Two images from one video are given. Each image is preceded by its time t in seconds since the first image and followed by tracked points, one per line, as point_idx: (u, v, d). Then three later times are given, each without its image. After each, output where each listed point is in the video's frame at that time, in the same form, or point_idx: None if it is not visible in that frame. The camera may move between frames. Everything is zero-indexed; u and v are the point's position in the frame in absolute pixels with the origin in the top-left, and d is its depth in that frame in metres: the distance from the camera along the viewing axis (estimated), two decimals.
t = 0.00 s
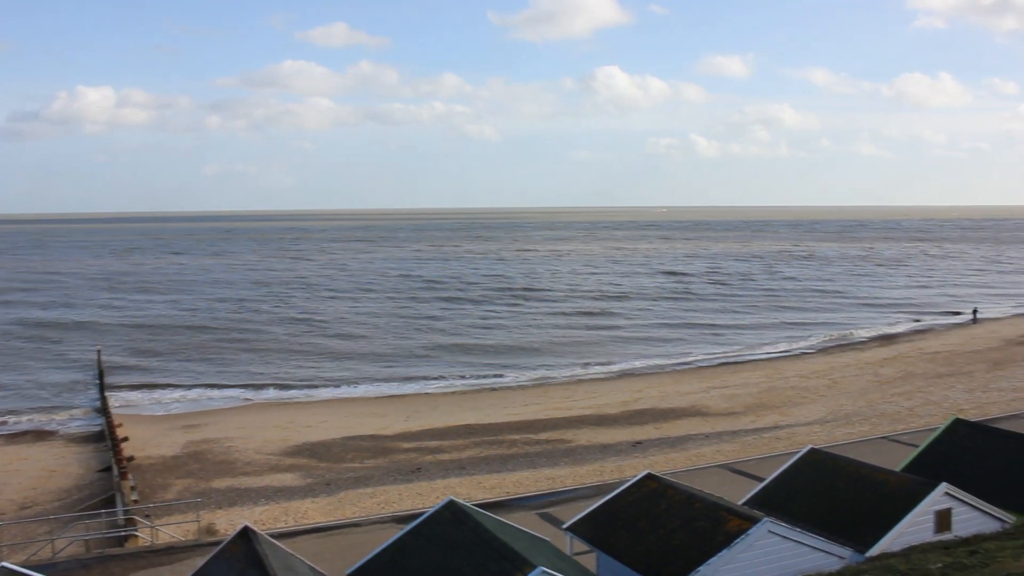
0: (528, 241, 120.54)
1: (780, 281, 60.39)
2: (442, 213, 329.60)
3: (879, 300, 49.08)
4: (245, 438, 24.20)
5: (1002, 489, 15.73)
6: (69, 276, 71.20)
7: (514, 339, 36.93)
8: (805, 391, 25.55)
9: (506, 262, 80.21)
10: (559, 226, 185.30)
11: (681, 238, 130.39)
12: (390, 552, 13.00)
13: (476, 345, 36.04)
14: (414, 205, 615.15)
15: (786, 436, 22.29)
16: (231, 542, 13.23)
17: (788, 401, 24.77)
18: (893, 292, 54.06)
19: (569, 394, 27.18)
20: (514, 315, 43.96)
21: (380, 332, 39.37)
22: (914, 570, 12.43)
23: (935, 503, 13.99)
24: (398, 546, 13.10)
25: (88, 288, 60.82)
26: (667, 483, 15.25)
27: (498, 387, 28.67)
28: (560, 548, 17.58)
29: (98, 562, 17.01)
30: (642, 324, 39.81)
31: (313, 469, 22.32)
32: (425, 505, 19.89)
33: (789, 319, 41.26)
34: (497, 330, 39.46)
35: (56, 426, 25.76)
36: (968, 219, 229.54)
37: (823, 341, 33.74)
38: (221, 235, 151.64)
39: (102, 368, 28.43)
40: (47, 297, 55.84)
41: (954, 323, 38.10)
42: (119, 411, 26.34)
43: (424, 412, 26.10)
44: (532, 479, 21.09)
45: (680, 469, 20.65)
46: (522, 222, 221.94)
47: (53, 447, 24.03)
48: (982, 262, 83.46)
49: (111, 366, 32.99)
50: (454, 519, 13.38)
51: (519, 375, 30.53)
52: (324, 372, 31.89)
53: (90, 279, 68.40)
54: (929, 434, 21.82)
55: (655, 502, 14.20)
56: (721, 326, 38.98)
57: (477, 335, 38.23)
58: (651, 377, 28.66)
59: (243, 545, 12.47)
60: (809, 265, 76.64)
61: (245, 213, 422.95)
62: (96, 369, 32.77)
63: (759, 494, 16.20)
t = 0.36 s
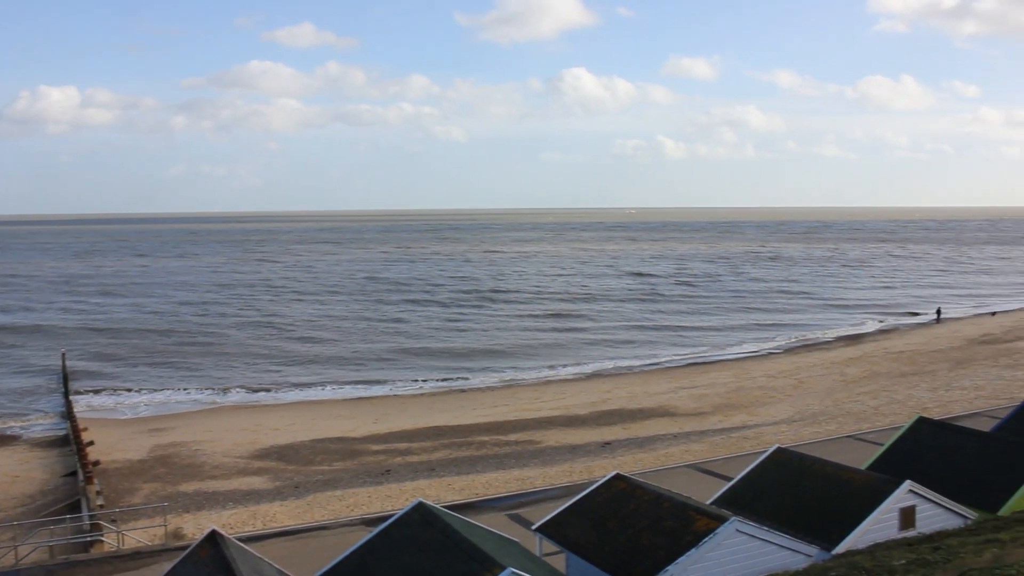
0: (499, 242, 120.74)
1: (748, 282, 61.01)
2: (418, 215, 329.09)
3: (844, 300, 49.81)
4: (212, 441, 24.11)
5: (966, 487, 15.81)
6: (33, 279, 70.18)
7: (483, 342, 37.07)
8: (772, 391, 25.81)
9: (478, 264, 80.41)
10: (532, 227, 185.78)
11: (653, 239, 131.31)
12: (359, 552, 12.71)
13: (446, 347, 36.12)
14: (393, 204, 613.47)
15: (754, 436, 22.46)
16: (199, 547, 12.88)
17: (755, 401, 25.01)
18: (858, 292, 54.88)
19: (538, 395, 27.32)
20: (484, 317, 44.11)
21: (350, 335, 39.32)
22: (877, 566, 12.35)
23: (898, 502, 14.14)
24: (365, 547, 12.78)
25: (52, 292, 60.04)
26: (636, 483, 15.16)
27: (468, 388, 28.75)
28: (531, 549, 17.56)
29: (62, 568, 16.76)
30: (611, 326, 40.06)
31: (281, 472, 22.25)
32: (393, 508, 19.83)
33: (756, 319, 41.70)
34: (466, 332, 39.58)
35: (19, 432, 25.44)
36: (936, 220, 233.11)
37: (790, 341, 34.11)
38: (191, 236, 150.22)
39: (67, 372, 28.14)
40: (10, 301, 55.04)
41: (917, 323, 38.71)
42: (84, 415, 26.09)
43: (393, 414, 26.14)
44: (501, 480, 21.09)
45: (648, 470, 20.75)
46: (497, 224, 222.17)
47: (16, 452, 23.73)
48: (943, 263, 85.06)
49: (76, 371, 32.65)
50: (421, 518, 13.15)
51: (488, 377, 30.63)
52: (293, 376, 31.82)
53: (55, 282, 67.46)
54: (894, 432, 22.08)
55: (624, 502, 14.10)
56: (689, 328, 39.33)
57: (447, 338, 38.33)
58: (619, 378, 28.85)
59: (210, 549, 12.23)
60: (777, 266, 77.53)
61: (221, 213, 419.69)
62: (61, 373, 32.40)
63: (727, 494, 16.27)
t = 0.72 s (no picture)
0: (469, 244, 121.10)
1: (718, 284, 61.68)
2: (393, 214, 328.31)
3: (810, 302, 50.62)
4: (179, 444, 24.00)
5: (933, 490, 15.59)
6: None
7: (454, 344, 37.24)
8: (740, 393, 26.06)
9: (451, 266, 80.52)
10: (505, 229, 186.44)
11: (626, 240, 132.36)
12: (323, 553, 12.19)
13: (416, 350, 36.24)
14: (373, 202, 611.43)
15: (722, 437, 22.61)
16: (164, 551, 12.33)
17: (723, 402, 25.24)
18: (823, 295, 55.83)
19: (507, 397, 27.45)
20: (455, 319, 44.29)
21: (321, 338, 39.30)
22: (840, 565, 11.96)
23: (864, 501, 13.94)
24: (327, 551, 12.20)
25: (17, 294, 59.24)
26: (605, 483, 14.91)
27: (437, 390, 28.84)
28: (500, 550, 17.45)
29: (25, 571, 16.45)
30: (581, 329, 40.38)
31: (249, 475, 22.15)
32: (362, 510, 19.74)
33: (724, 321, 42.18)
34: (437, 335, 39.71)
35: None
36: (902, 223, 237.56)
37: (757, 343, 34.52)
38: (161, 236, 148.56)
39: (32, 375, 27.84)
40: None
41: (882, 325, 39.40)
42: (49, 419, 25.81)
43: (362, 416, 26.16)
44: (470, 481, 21.09)
45: (618, 471, 20.82)
46: (472, 225, 222.15)
47: None
48: (909, 265, 86.69)
49: (41, 375, 32.31)
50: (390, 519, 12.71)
51: (458, 379, 30.75)
52: (263, 379, 31.72)
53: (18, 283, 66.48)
54: (860, 432, 22.32)
55: (593, 503, 13.84)
56: (658, 330, 39.72)
57: (417, 340, 38.47)
58: (588, 380, 29.06)
59: (175, 554, 11.71)
60: (747, 268, 78.53)
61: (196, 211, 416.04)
62: (26, 376, 32.03)
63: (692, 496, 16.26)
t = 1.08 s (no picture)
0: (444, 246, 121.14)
1: (693, 284, 62.05)
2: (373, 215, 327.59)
3: (782, 301, 51.18)
4: (152, 449, 23.89)
5: (906, 489, 15.65)
6: None
7: (430, 347, 37.27)
8: (714, 392, 26.23)
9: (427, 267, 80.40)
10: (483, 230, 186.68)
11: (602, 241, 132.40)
12: (297, 559, 11.76)
13: (392, 353, 36.26)
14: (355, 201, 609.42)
15: (697, 436, 22.72)
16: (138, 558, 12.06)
17: (698, 401, 25.40)
18: (795, 293, 56.46)
19: (482, 398, 27.51)
20: (431, 321, 44.38)
21: (296, 342, 39.22)
22: (814, 561, 11.78)
23: (838, 498, 13.90)
24: (301, 557, 11.80)
25: None
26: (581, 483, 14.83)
27: (413, 392, 28.86)
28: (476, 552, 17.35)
29: None
30: (556, 329, 40.56)
31: (224, 480, 22.06)
32: (338, 512, 19.65)
33: (698, 321, 42.51)
34: (412, 337, 39.77)
35: None
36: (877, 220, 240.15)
37: (730, 342, 34.80)
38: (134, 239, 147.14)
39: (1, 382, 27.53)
40: None
41: (854, 322, 39.87)
42: (19, 426, 25.53)
43: (337, 419, 26.16)
44: (446, 483, 21.08)
45: (594, 470, 20.87)
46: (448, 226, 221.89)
47: None
48: (880, 263, 87.72)
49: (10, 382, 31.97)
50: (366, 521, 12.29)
51: (433, 382, 30.77)
52: (238, 384, 31.59)
53: None
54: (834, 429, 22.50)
55: (570, 504, 13.73)
56: (632, 330, 39.97)
57: (392, 343, 38.48)
58: (563, 381, 29.18)
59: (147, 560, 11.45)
60: (721, 267, 79.18)
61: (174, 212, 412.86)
62: None
63: (666, 495, 16.25)
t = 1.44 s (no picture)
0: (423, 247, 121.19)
1: (670, 286, 62.39)
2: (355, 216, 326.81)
3: (758, 302, 51.66)
4: (126, 452, 23.78)
5: (879, 489, 15.74)
6: None
7: (408, 350, 37.33)
8: (689, 393, 26.38)
9: (406, 270, 80.32)
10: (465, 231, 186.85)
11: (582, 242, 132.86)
12: (272, 562, 11.64)
13: (370, 356, 36.26)
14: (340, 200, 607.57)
15: (673, 436, 22.82)
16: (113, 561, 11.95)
17: (674, 402, 25.55)
18: (771, 294, 57.01)
19: (459, 400, 27.55)
20: (409, 323, 44.42)
21: (273, 345, 39.14)
22: (789, 561, 11.81)
23: (813, 497, 13.94)
24: (276, 561, 11.74)
25: None
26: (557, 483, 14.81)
27: (390, 394, 28.84)
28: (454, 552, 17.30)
29: None
30: (533, 331, 40.72)
31: (199, 483, 21.96)
32: (314, 515, 19.58)
33: (674, 322, 42.77)
34: (390, 340, 39.80)
35: None
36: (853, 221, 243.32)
37: (706, 344, 35.04)
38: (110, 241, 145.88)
39: None
40: None
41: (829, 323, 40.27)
42: None
43: (313, 421, 26.13)
44: (422, 484, 21.07)
45: (570, 471, 20.92)
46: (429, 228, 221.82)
47: None
48: (856, 265, 88.53)
49: None
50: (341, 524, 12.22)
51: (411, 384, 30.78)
52: (215, 387, 31.48)
53: None
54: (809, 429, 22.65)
55: (545, 504, 13.69)
56: (609, 332, 40.18)
57: (370, 346, 38.49)
58: (539, 382, 29.28)
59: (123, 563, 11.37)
60: (698, 269, 79.74)
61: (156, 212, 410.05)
62: None
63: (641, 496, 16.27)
